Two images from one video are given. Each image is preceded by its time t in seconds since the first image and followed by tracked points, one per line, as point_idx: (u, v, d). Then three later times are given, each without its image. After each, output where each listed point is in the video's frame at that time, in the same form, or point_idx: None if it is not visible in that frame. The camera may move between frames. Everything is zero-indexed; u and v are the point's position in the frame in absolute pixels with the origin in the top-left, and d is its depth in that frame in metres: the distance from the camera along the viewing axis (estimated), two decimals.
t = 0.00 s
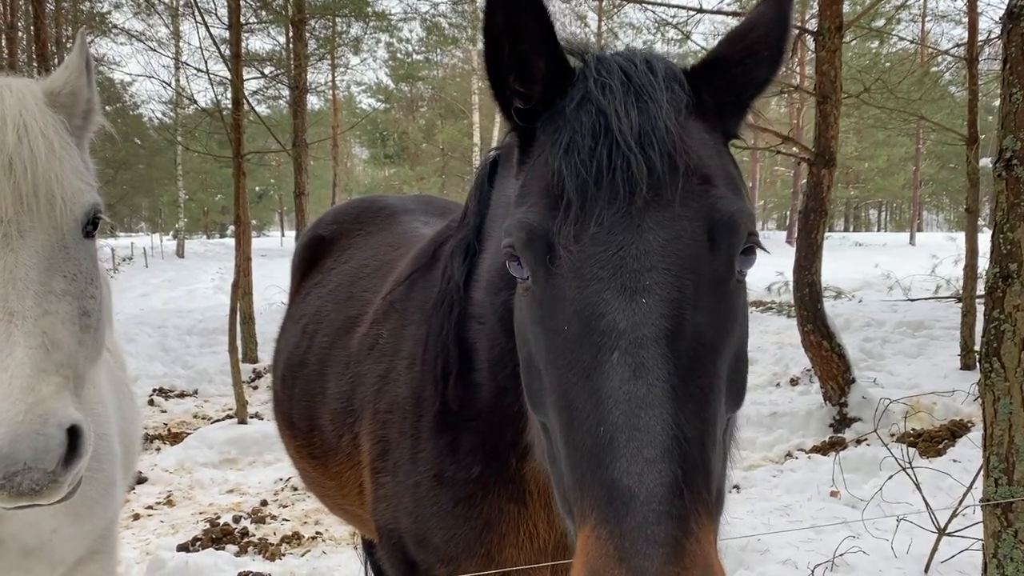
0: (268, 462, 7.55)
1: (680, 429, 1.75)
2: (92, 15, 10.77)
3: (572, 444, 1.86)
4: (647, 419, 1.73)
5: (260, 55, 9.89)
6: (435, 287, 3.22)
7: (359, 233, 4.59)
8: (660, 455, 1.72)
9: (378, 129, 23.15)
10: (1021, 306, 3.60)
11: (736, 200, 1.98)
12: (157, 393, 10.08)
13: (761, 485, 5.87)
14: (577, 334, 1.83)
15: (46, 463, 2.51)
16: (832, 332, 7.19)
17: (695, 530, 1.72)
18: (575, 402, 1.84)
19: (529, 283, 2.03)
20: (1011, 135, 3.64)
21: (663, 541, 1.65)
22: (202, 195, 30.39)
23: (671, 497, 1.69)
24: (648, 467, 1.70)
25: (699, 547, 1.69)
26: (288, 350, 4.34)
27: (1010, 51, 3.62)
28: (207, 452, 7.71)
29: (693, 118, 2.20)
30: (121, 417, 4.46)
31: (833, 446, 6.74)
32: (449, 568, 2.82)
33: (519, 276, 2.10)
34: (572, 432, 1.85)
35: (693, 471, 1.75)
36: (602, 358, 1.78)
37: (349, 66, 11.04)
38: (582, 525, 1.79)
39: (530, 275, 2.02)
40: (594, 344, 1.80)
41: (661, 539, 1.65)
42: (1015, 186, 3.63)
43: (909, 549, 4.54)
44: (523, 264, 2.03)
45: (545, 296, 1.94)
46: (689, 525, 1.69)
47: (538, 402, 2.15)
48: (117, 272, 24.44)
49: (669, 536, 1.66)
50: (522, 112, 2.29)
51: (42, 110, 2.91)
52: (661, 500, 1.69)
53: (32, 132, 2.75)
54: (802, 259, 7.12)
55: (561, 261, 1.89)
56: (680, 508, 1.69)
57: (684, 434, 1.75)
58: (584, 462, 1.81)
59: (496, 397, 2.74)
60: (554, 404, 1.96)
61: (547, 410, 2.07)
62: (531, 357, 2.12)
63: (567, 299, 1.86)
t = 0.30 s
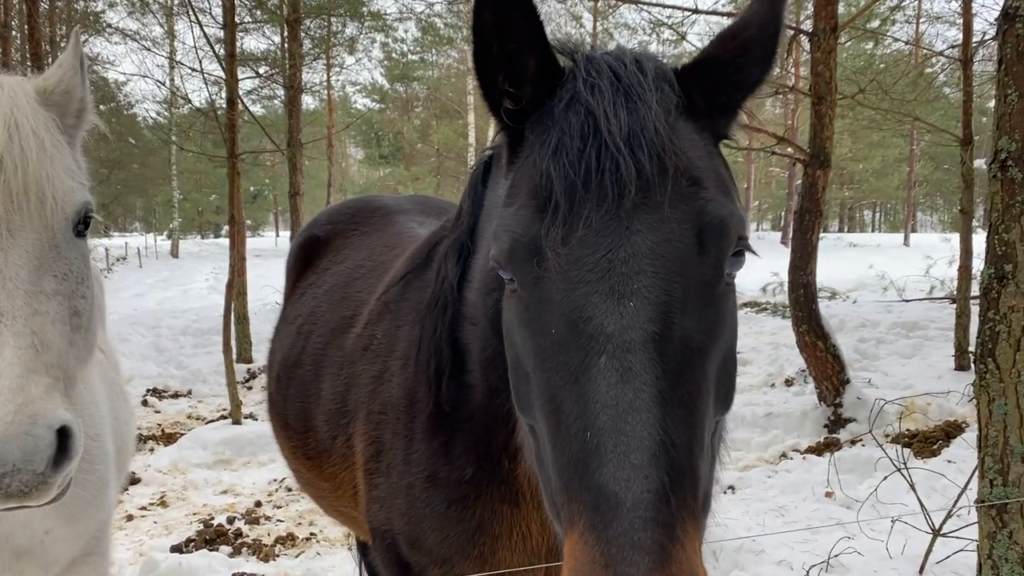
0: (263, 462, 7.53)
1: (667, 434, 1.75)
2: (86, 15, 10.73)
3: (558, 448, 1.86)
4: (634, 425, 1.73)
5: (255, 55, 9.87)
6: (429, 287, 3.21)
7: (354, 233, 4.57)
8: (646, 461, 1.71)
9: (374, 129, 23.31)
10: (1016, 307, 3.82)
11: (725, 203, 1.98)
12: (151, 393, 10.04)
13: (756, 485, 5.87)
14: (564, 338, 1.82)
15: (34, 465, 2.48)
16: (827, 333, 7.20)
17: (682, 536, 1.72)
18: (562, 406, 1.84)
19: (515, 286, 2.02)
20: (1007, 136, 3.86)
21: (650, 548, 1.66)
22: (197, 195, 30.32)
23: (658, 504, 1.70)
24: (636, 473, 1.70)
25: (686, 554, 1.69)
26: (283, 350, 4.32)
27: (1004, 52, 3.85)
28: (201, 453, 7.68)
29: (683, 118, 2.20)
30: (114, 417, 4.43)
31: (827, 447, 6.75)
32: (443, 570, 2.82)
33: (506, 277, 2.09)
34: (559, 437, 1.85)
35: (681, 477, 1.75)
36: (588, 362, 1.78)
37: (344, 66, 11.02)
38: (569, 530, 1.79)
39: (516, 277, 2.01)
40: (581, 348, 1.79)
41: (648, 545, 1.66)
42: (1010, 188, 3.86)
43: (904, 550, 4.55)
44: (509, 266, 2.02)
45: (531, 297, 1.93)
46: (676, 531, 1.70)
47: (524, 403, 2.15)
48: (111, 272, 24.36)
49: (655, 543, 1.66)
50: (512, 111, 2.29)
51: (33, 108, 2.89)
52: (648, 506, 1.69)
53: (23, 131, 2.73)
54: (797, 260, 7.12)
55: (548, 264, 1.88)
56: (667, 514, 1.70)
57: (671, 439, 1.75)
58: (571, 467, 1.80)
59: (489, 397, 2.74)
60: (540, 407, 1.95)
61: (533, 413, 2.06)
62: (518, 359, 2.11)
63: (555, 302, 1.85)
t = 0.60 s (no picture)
0: (252, 464, 7.49)
1: (679, 419, 1.75)
2: (73, 15, 10.66)
3: (567, 437, 1.85)
4: (646, 410, 1.72)
5: (244, 56, 9.84)
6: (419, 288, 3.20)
7: (345, 234, 4.55)
8: (660, 445, 1.71)
9: (362, 130, 23.21)
10: (1003, 307, 3.93)
11: (720, 192, 2.00)
12: (138, 395, 9.98)
13: (745, 486, 5.88)
14: (569, 327, 1.82)
15: (38, 459, 2.47)
16: (816, 333, 7.24)
17: (698, 519, 1.72)
18: (569, 395, 1.83)
19: (515, 277, 2.01)
20: (994, 138, 3.94)
21: (669, 532, 1.65)
22: (185, 196, 30.18)
23: (674, 489, 1.69)
24: (650, 458, 1.69)
25: (704, 537, 1.69)
26: (273, 350, 4.29)
27: (992, 55, 3.93)
28: (189, 454, 7.64)
29: (674, 111, 2.20)
30: (102, 418, 4.40)
31: (815, 447, 6.78)
32: (433, 570, 2.81)
33: (503, 269, 2.08)
34: (566, 427, 1.84)
35: (694, 462, 1.75)
36: (595, 351, 1.77)
37: (333, 67, 11.01)
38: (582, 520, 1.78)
39: (516, 268, 2.00)
40: (587, 337, 1.79)
41: (667, 529, 1.65)
42: (997, 189, 3.94)
43: (892, 549, 4.57)
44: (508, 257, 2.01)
45: (532, 288, 1.92)
46: (692, 515, 1.69)
47: (524, 396, 2.13)
48: (97, 273, 24.16)
49: (674, 527, 1.66)
50: (511, 100, 2.27)
51: (23, 103, 2.87)
52: (665, 491, 1.68)
53: (15, 127, 2.70)
54: (786, 260, 7.15)
55: (550, 254, 1.87)
56: (683, 499, 1.69)
57: (682, 425, 1.75)
58: (582, 456, 1.80)
59: (477, 397, 2.76)
60: (544, 398, 1.94)
61: (534, 405, 2.05)
62: (516, 352, 2.10)
63: (558, 292, 1.84)
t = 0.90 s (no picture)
0: (228, 469, 7.41)
1: (666, 409, 1.76)
2: (47, 15, 10.51)
3: (552, 431, 1.83)
4: (635, 399, 1.73)
5: (222, 58, 9.76)
6: (396, 292, 3.17)
7: (323, 237, 4.50)
8: (649, 434, 1.71)
9: (340, 133, 22.83)
10: (975, 311, 3.98)
11: (696, 188, 2.02)
12: (113, 400, 9.85)
13: (723, 488, 5.91)
14: (553, 320, 1.81)
15: (44, 443, 2.43)
16: (793, 336, 7.29)
17: (688, 507, 1.73)
18: (555, 388, 1.81)
19: (496, 272, 1.99)
20: (966, 144, 4.02)
21: (662, 519, 1.65)
22: (162, 198, 29.85)
23: (665, 477, 1.69)
24: (641, 448, 1.70)
25: (694, 524, 1.70)
26: (250, 354, 4.24)
27: (964, 62, 4.01)
28: (165, 460, 7.55)
29: (651, 110, 2.21)
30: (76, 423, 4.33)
31: (792, 449, 6.83)
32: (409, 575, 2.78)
33: (482, 264, 2.05)
34: (553, 420, 1.83)
35: (681, 451, 1.76)
36: (581, 343, 1.77)
37: (312, 70, 10.95)
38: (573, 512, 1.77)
39: (498, 264, 1.97)
40: (572, 330, 1.78)
41: (660, 517, 1.65)
42: (969, 194, 4.00)
43: (868, 550, 4.60)
44: (490, 251, 1.99)
45: (515, 282, 1.90)
46: (683, 503, 1.70)
47: (506, 393, 2.11)
48: (72, 277, 23.81)
49: (666, 514, 1.66)
50: (490, 97, 2.26)
51: None
52: (656, 479, 1.68)
53: None
54: (763, 264, 7.19)
55: (534, 247, 1.86)
56: (674, 487, 1.70)
57: (670, 414, 1.76)
58: (569, 448, 1.79)
59: (452, 400, 2.74)
60: (529, 393, 1.92)
61: (517, 401, 2.03)
62: (498, 349, 2.07)
63: (541, 285, 1.83)
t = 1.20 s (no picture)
0: (182, 480, 7.31)
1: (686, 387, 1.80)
2: None
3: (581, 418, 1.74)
4: (665, 378, 1.74)
5: (179, 63, 9.64)
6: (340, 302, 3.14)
7: (277, 247, 4.44)
8: (684, 413, 1.72)
9: (302, 139, 23.30)
10: (919, 319, 4.09)
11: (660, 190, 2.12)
12: (64, 410, 9.64)
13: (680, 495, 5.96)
14: (577, 307, 1.76)
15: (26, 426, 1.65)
16: (747, 343, 7.39)
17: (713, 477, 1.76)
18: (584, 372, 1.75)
19: (502, 255, 1.84)
20: (909, 156, 4.11)
21: (710, 484, 1.65)
22: (119, 204, 29.34)
23: (703, 447, 1.71)
24: (682, 420, 1.70)
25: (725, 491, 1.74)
26: (200, 366, 4.17)
27: (906, 76, 4.11)
28: (117, 471, 7.41)
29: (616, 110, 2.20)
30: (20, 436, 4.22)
31: (747, 455, 6.92)
32: None
33: (481, 246, 1.88)
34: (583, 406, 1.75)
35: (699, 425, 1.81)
36: (609, 328, 1.75)
37: (271, 76, 10.87)
38: (614, 496, 1.68)
39: (511, 245, 1.82)
40: (600, 315, 1.75)
41: (708, 483, 1.65)
42: (912, 206, 4.11)
43: (818, 554, 4.66)
44: (502, 230, 1.83)
45: (532, 264, 1.80)
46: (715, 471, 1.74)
47: (501, 386, 1.96)
48: (26, 284, 23.24)
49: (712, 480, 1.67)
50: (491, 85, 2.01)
51: None
52: (698, 448, 1.69)
53: None
54: (717, 272, 7.25)
55: (553, 231, 1.78)
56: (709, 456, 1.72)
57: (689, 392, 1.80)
58: (606, 431, 1.71)
59: (384, 405, 2.69)
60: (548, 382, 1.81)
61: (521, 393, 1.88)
62: (495, 339, 1.91)
63: (563, 270, 1.77)
